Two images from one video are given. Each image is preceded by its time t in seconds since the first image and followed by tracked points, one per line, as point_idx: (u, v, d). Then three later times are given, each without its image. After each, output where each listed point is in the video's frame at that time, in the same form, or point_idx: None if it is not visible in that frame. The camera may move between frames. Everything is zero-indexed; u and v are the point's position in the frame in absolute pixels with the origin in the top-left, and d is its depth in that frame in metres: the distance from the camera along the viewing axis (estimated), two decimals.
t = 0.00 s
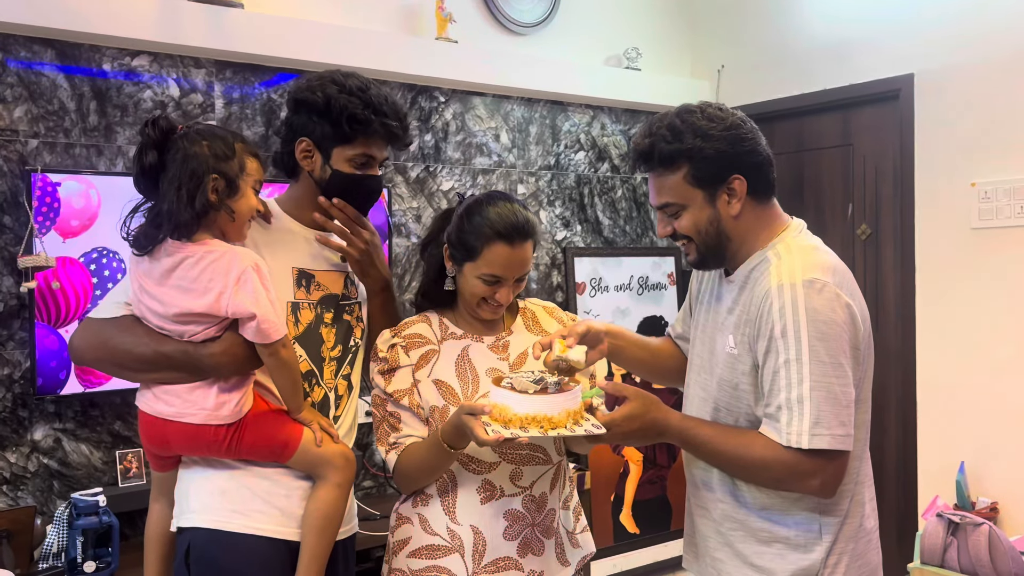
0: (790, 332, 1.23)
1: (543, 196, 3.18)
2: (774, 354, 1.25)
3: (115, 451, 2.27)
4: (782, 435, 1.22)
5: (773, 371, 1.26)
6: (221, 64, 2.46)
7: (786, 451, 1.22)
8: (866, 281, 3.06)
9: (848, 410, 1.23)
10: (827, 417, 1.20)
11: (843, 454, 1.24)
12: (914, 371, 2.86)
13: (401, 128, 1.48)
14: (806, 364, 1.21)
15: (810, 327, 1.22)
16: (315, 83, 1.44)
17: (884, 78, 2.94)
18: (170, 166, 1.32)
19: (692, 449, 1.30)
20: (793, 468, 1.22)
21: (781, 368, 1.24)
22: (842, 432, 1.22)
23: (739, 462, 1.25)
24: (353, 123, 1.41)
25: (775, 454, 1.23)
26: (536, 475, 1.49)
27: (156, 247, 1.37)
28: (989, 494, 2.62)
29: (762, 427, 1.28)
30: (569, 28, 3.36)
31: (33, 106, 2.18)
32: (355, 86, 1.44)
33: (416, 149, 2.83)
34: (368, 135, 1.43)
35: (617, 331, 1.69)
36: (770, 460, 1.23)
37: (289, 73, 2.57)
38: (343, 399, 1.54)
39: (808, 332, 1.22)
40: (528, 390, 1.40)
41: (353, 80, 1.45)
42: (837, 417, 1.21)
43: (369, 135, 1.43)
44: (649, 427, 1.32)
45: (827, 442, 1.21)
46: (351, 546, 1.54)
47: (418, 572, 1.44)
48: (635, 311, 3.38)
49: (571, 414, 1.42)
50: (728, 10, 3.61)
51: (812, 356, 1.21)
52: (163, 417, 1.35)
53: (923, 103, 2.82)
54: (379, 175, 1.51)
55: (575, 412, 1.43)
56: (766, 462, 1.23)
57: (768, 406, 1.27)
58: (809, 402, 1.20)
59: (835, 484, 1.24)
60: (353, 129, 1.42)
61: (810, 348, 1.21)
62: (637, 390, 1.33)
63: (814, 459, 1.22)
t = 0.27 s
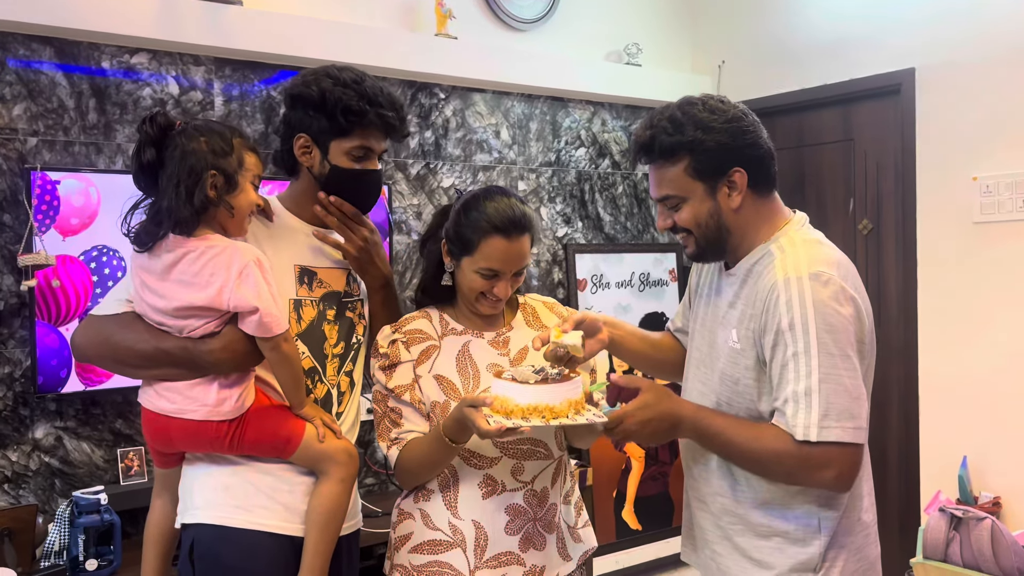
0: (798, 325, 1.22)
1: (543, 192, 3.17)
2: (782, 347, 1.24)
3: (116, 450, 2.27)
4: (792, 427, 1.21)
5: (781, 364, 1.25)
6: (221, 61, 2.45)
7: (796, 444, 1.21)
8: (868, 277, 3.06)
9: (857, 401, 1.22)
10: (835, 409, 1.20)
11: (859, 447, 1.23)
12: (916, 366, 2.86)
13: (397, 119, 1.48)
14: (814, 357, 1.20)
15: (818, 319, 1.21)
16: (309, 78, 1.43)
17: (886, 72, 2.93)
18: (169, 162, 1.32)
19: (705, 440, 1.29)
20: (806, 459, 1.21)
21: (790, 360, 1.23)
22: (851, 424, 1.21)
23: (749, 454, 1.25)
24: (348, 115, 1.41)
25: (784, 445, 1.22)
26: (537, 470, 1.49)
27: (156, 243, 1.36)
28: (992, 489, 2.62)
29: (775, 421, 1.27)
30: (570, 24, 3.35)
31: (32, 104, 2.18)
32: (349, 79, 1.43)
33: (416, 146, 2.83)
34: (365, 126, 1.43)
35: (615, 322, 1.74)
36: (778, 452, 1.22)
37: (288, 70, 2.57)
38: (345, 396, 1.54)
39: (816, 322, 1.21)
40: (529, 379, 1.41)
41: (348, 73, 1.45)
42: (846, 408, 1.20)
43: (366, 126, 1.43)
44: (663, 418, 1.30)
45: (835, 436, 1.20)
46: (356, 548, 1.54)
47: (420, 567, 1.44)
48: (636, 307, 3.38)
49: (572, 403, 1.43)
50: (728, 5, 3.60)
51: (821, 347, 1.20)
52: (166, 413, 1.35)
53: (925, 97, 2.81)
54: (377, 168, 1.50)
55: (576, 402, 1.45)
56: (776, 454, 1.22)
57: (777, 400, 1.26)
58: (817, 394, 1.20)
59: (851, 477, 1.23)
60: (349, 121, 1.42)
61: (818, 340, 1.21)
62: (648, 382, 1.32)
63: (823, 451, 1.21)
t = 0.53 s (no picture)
0: (798, 313, 1.22)
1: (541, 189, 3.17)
2: (781, 334, 1.24)
3: (115, 448, 2.27)
4: (781, 408, 1.19)
5: (776, 350, 1.24)
6: (218, 59, 2.45)
7: (789, 425, 1.19)
8: (867, 273, 3.06)
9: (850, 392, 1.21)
10: (827, 398, 1.19)
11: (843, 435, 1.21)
12: (915, 362, 2.86)
13: (389, 115, 1.46)
14: (813, 345, 1.20)
15: (819, 308, 1.21)
16: (301, 75, 1.43)
17: (884, 68, 2.93)
18: (174, 164, 1.32)
19: (698, 399, 1.25)
20: (791, 440, 1.19)
21: (788, 347, 1.22)
22: (840, 415, 1.20)
23: (740, 421, 1.22)
24: (337, 112, 1.40)
25: (776, 422, 1.20)
26: (537, 466, 1.49)
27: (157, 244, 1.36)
28: (992, 485, 2.62)
29: (766, 394, 1.25)
30: (568, 21, 3.35)
31: (29, 103, 2.17)
32: (340, 76, 1.43)
33: (415, 143, 2.82)
34: (355, 122, 1.42)
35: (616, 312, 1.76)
36: (770, 431, 1.20)
37: (286, 68, 2.56)
38: (344, 394, 1.53)
39: (818, 309, 1.21)
40: (524, 372, 1.44)
41: (339, 70, 1.45)
42: (839, 399, 1.20)
43: (356, 123, 1.42)
44: (673, 361, 1.26)
45: (821, 421, 1.18)
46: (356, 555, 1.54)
47: (420, 565, 1.43)
48: (635, 304, 3.38)
49: (568, 395, 1.46)
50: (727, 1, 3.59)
51: (822, 332, 1.20)
52: (164, 412, 1.34)
53: (923, 93, 2.81)
54: (371, 164, 1.50)
55: (572, 393, 1.47)
56: (768, 429, 1.20)
57: (768, 384, 1.25)
58: (812, 379, 1.19)
59: (829, 465, 1.21)
60: (338, 118, 1.41)
61: (817, 328, 1.20)
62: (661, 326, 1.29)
63: (814, 432, 1.19)
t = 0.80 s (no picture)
0: (782, 294, 1.23)
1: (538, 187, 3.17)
2: (764, 315, 1.25)
3: (111, 446, 2.27)
4: (752, 387, 1.20)
5: (756, 330, 1.25)
6: (214, 57, 2.44)
7: (756, 405, 1.19)
8: (863, 271, 3.07)
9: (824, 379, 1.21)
10: (799, 380, 1.19)
11: (805, 423, 1.21)
12: (911, 360, 2.87)
13: (384, 112, 1.45)
14: (793, 328, 1.21)
15: (805, 292, 1.22)
16: (297, 73, 1.43)
17: (880, 66, 2.94)
18: (177, 165, 1.33)
19: (663, 374, 1.26)
20: (755, 419, 1.19)
21: (768, 328, 1.23)
22: (808, 400, 1.20)
23: (702, 395, 1.22)
24: (331, 110, 1.41)
25: (742, 400, 1.20)
26: (535, 462, 1.50)
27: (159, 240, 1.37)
28: (987, 482, 2.63)
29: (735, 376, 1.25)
30: (565, 19, 3.35)
31: (25, 101, 2.17)
32: (334, 73, 1.43)
33: (411, 141, 2.82)
34: (349, 120, 1.42)
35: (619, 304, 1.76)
36: (733, 408, 1.20)
37: (282, 65, 2.56)
38: (341, 392, 1.53)
39: (804, 294, 1.22)
40: (522, 375, 1.42)
41: (334, 67, 1.44)
42: (811, 385, 1.20)
43: (350, 120, 1.42)
44: (639, 336, 1.28)
45: (790, 406, 1.18)
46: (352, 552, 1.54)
47: (417, 560, 1.44)
48: (632, 302, 3.38)
49: (566, 397, 1.43)
50: None
51: (804, 316, 1.21)
52: (161, 407, 1.35)
53: (919, 91, 2.82)
54: (370, 161, 1.49)
55: (570, 395, 1.45)
56: (732, 407, 1.20)
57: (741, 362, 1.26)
58: (787, 360, 1.19)
59: (786, 450, 1.21)
60: (333, 116, 1.41)
61: (800, 311, 1.21)
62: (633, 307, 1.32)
63: (776, 412, 1.19)
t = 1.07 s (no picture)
0: (766, 293, 1.24)
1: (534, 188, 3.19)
2: (747, 314, 1.26)
3: (108, 446, 2.28)
4: (735, 385, 1.21)
5: (740, 327, 1.27)
6: (211, 58, 2.45)
7: (740, 403, 1.21)
8: (857, 273, 3.09)
9: (805, 378, 1.23)
10: (781, 379, 1.20)
11: (787, 421, 1.23)
12: (904, 362, 2.89)
13: (386, 125, 1.47)
14: (776, 327, 1.22)
15: (788, 291, 1.23)
16: (302, 83, 1.45)
17: (874, 69, 2.96)
18: (179, 172, 1.34)
19: (649, 371, 1.28)
20: (738, 417, 1.21)
21: (751, 327, 1.24)
22: (791, 398, 1.21)
23: (686, 392, 1.23)
24: (333, 120, 1.42)
25: (727, 398, 1.21)
26: (532, 463, 1.51)
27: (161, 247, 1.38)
28: (978, 483, 2.65)
29: (722, 374, 1.27)
30: (561, 21, 3.37)
31: (23, 101, 2.18)
32: (339, 85, 1.44)
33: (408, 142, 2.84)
34: (351, 132, 1.43)
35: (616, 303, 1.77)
36: (716, 405, 1.22)
37: (279, 67, 2.57)
38: (340, 394, 1.54)
39: (786, 293, 1.23)
40: (513, 377, 1.42)
41: (339, 78, 1.45)
42: (793, 383, 1.21)
43: (353, 132, 1.43)
44: (624, 332, 1.30)
45: (773, 404, 1.20)
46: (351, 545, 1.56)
47: (415, 560, 1.46)
48: (627, 303, 3.40)
49: (558, 398, 1.44)
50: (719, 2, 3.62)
51: (787, 314, 1.22)
52: (162, 408, 1.37)
53: (912, 95, 2.84)
54: (371, 171, 1.50)
55: (563, 396, 1.46)
56: (717, 405, 1.21)
57: (727, 360, 1.27)
58: (770, 358, 1.21)
59: (770, 447, 1.22)
60: (335, 127, 1.43)
61: (784, 310, 1.22)
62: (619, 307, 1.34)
63: (759, 411, 1.20)
